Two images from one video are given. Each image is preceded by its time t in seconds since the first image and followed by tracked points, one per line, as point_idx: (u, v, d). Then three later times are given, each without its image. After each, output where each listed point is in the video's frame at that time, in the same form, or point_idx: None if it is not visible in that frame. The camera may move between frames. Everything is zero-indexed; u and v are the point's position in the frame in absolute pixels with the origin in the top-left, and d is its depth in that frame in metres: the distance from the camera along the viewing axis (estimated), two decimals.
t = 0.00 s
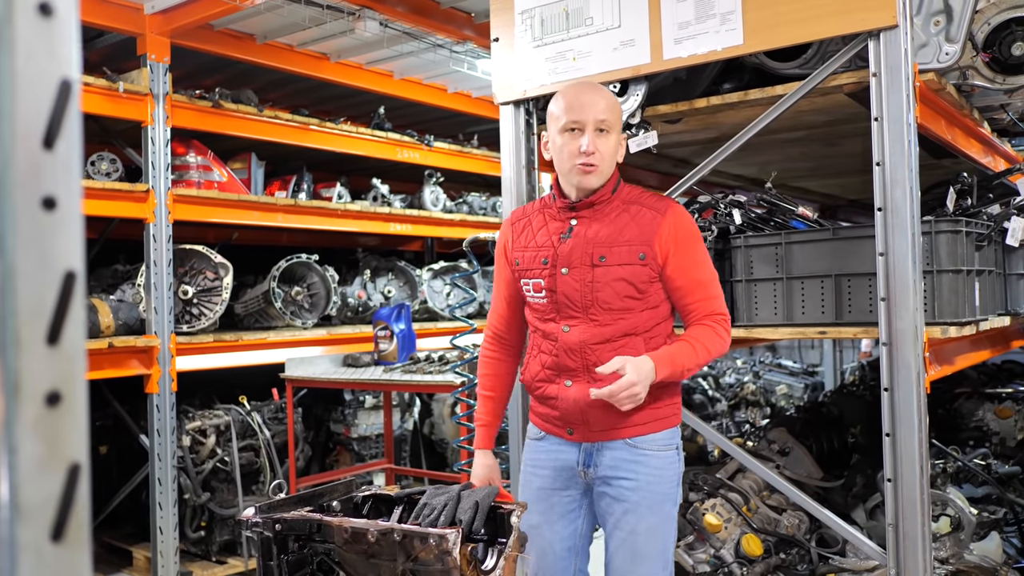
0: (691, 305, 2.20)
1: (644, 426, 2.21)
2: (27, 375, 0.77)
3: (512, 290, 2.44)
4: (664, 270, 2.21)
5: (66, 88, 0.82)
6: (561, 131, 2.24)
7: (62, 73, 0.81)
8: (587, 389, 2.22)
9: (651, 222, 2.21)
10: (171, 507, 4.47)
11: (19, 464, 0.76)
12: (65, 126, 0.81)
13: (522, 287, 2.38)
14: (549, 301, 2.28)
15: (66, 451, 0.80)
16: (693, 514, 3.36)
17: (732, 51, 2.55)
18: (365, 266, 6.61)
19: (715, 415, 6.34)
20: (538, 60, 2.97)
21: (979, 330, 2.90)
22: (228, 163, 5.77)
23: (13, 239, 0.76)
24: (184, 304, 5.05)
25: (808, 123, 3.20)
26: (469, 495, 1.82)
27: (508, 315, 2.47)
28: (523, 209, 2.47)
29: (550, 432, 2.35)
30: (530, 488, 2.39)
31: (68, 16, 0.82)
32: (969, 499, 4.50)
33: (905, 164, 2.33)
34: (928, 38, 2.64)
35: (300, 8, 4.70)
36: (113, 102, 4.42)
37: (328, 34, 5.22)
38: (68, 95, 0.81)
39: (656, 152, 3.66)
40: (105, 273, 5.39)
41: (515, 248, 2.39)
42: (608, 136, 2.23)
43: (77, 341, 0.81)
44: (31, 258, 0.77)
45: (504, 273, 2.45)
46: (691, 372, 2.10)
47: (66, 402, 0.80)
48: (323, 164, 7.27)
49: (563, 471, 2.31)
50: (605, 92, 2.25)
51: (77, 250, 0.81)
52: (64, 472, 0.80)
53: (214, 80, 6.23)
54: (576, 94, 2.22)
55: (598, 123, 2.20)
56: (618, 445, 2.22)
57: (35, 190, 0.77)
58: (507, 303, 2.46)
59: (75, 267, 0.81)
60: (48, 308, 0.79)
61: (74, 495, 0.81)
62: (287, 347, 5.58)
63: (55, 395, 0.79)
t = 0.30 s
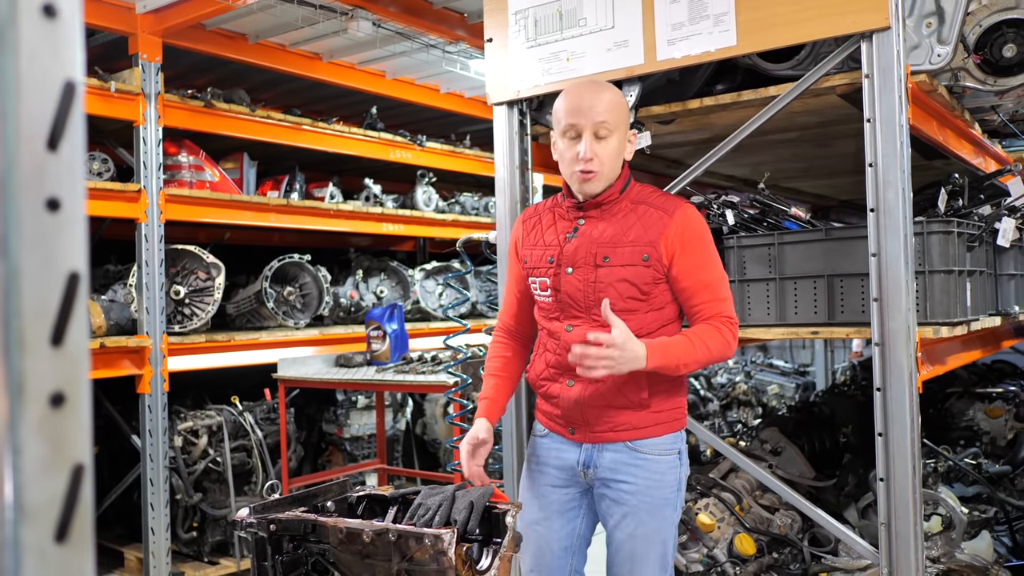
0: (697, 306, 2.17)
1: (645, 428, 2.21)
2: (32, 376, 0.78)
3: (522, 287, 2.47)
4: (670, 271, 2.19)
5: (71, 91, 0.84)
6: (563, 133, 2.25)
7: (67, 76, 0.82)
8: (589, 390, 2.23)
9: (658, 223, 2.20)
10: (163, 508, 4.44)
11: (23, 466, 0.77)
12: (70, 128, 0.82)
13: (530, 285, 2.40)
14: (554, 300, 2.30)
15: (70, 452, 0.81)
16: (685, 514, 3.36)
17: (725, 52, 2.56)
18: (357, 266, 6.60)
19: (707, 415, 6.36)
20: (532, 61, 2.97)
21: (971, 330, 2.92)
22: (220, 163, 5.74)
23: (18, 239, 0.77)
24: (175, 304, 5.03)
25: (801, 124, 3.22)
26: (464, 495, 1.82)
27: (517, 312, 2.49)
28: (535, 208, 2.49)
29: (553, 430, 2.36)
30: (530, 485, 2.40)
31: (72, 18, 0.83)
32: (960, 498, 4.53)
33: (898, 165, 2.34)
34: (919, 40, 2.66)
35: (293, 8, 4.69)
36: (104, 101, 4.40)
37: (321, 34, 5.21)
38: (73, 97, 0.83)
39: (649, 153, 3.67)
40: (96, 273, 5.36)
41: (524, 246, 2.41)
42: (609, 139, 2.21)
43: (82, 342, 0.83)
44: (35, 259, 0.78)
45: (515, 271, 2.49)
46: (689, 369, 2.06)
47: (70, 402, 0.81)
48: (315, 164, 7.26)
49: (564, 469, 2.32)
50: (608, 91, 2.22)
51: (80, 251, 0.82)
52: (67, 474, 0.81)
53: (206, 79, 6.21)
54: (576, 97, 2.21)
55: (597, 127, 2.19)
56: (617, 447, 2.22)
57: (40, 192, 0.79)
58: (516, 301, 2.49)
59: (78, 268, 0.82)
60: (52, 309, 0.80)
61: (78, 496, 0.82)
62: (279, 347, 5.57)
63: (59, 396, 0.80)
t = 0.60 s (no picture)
0: (694, 309, 2.15)
1: (640, 429, 2.21)
2: (42, 372, 0.78)
3: (519, 286, 2.48)
4: (668, 272, 2.18)
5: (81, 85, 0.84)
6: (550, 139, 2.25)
7: (76, 69, 0.82)
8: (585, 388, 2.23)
9: (657, 224, 2.19)
10: (157, 507, 4.42)
11: (33, 462, 0.77)
12: (80, 121, 0.82)
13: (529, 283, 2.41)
14: (552, 299, 2.30)
15: (81, 449, 0.81)
16: (682, 513, 3.36)
17: (722, 52, 2.56)
18: (352, 266, 6.59)
19: (702, 415, 6.37)
20: (528, 60, 2.97)
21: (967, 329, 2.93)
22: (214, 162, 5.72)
23: (27, 234, 0.77)
24: (169, 303, 5.01)
25: (796, 123, 3.23)
26: (462, 494, 1.81)
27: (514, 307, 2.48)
28: (537, 206, 2.49)
29: (549, 428, 2.37)
30: (525, 483, 2.40)
31: (82, 11, 0.83)
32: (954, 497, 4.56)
33: (895, 165, 2.35)
34: (916, 39, 2.67)
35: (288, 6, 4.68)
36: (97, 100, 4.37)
37: (316, 33, 5.20)
38: (83, 91, 0.82)
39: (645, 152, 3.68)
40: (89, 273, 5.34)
41: (525, 244, 2.42)
42: (591, 149, 2.19)
43: (91, 338, 0.82)
44: (45, 254, 0.78)
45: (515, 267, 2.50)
46: (682, 376, 2.04)
47: (80, 398, 0.81)
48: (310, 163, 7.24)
49: (559, 467, 2.32)
50: (593, 100, 2.17)
51: (90, 247, 0.82)
52: (78, 471, 0.81)
53: (200, 78, 6.18)
54: (559, 107, 2.19)
55: (577, 138, 2.17)
56: (613, 446, 2.22)
57: (49, 186, 0.79)
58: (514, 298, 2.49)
59: (88, 263, 0.82)
60: (61, 304, 0.80)
61: (89, 493, 0.82)
62: (274, 347, 5.55)
63: (69, 392, 0.80)
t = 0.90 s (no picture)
0: (673, 306, 2.15)
1: (626, 427, 2.22)
2: (63, 375, 0.79)
3: (505, 286, 2.48)
4: (650, 271, 2.19)
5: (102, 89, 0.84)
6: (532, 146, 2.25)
7: (97, 72, 0.82)
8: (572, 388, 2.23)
9: (640, 223, 2.20)
10: (155, 509, 4.41)
11: (55, 464, 0.79)
12: (100, 125, 0.83)
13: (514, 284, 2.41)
14: (537, 299, 2.30)
15: (101, 452, 0.82)
16: (682, 513, 3.36)
17: (722, 53, 2.56)
18: (349, 266, 6.58)
19: (698, 415, 6.38)
20: (528, 61, 2.97)
21: (966, 330, 2.94)
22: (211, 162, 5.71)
23: (50, 238, 0.79)
24: (166, 304, 4.99)
25: (795, 124, 3.23)
26: (465, 495, 1.82)
27: (499, 306, 2.49)
28: (522, 208, 2.49)
29: (536, 430, 2.37)
30: (515, 484, 2.39)
31: (102, 15, 0.83)
32: (951, 498, 4.58)
33: (894, 166, 2.35)
34: (916, 41, 2.68)
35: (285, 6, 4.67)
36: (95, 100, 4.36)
37: (313, 33, 5.20)
38: (104, 95, 0.83)
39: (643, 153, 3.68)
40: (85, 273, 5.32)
41: (510, 246, 2.42)
42: (574, 154, 2.19)
43: (112, 340, 0.84)
44: (67, 257, 0.80)
45: (501, 269, 2.50)
46: (662, 374, 2.04)
47: (102, 402, 0.83)
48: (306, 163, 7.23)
49: (548, 468, 2.33)
50: (573, 105, 2.18)
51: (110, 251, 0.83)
52: (99, 474, 0.82)
53: (196, 78, 6.17)
54: (541, 113, 2.19)
55: (559, 144, 2.17)
56: (599, 445, 2.22)
57: (71, 190, 0.80)
58: (498, 297, 2.49)
59: (108, 267, 0.83)
60: (83, 306, 0.81)
61: (110, 496, 0.83)
62: (271, 347, 5.54)
63: (90, 396, 0.81)
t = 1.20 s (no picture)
0: (652, 298, 2.18)
1: (610, 422, 2.23)
2: (86, 376, 0.79)
3: (478, 287, 2.49)
4: (627, 266, 2.21)
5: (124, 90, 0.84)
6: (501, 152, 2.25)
7: (119, 73, 0.82)
8: (555, 386, 2.26)
9: (615, 221, 2.23)
10: (155, 509, 4.40)
11: (79, 467, 0.79)
12: (123, 126, 0.83)
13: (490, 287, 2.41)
14: (517, 301, 2.31)
15: (124, 453, 0.82)
16: (683, 514, 3.37)
17: (725, 53, 2.57)
18: (348, 266, 6.58)
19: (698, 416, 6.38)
20: (530, 61, 2.97)
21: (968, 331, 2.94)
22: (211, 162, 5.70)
23: (74, 239, 0.79)
24: (166, 304, 4.98)
25: (796, 124, 3.24)
26: (469, 495, 1.82)
27: (472, 306, 2.49)
28: (494, 213, 2.50)
29: (520, 430, 2.36)
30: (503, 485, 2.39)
31: (124, 15, 0.83)
32: (952, 498, 4.58)
33: (897, 166, 2.36)
34: (918, 41, 2.69)
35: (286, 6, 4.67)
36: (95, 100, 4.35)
37: (313, 33, 5.19)
38: (127, 97, 0.83)
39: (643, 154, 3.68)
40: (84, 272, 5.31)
41: (484, 249, 2.42)
42: (543, 158, 2.19)
43: (134, 341, 0.84)
44: (90, 259, 0.80)
45: (471, 270, 2.50)
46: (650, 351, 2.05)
47: (125, 403, 0.83)
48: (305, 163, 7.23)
49: (534, 468, 2.32)
50: (539, 110, 2.18)
51: (133, 252, 0.83)
52: (123, 475, 0.82)
53: (196, 78, 6.16)
54: (509, 120, 2.19)
55: (527, 149, 2.17)
56: (586, 441, 2.23)
57: (94, 192, 0.80)
58: (470, 298, 2.50)
59: (131, 268, 0.84)
60: (107, 309, 0.81)
61: (133, 497, 0.83)
62: (271, 347, 5.53)
63: (114, 397, 0.81)
